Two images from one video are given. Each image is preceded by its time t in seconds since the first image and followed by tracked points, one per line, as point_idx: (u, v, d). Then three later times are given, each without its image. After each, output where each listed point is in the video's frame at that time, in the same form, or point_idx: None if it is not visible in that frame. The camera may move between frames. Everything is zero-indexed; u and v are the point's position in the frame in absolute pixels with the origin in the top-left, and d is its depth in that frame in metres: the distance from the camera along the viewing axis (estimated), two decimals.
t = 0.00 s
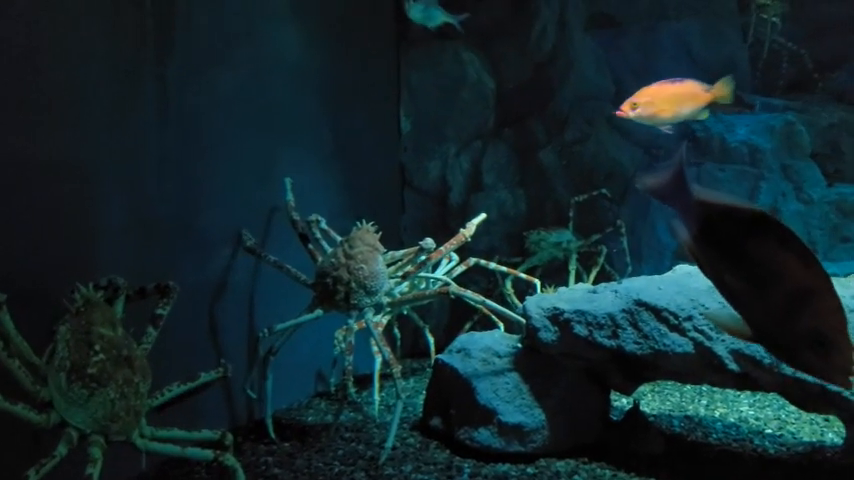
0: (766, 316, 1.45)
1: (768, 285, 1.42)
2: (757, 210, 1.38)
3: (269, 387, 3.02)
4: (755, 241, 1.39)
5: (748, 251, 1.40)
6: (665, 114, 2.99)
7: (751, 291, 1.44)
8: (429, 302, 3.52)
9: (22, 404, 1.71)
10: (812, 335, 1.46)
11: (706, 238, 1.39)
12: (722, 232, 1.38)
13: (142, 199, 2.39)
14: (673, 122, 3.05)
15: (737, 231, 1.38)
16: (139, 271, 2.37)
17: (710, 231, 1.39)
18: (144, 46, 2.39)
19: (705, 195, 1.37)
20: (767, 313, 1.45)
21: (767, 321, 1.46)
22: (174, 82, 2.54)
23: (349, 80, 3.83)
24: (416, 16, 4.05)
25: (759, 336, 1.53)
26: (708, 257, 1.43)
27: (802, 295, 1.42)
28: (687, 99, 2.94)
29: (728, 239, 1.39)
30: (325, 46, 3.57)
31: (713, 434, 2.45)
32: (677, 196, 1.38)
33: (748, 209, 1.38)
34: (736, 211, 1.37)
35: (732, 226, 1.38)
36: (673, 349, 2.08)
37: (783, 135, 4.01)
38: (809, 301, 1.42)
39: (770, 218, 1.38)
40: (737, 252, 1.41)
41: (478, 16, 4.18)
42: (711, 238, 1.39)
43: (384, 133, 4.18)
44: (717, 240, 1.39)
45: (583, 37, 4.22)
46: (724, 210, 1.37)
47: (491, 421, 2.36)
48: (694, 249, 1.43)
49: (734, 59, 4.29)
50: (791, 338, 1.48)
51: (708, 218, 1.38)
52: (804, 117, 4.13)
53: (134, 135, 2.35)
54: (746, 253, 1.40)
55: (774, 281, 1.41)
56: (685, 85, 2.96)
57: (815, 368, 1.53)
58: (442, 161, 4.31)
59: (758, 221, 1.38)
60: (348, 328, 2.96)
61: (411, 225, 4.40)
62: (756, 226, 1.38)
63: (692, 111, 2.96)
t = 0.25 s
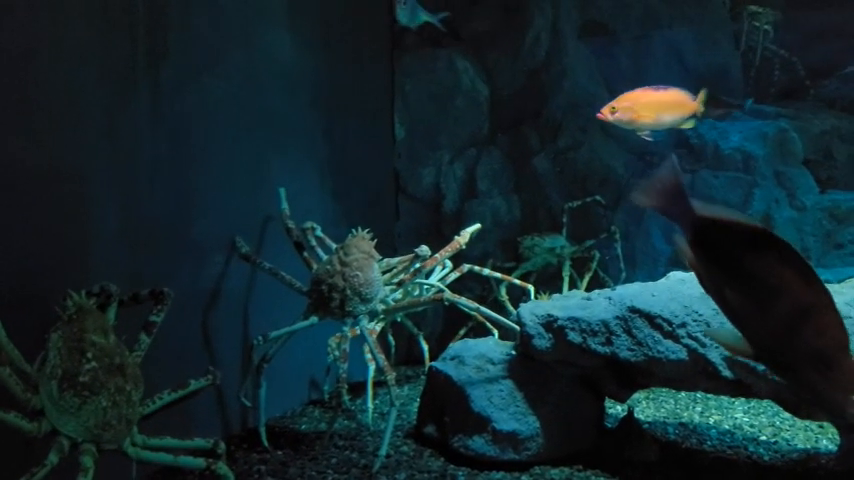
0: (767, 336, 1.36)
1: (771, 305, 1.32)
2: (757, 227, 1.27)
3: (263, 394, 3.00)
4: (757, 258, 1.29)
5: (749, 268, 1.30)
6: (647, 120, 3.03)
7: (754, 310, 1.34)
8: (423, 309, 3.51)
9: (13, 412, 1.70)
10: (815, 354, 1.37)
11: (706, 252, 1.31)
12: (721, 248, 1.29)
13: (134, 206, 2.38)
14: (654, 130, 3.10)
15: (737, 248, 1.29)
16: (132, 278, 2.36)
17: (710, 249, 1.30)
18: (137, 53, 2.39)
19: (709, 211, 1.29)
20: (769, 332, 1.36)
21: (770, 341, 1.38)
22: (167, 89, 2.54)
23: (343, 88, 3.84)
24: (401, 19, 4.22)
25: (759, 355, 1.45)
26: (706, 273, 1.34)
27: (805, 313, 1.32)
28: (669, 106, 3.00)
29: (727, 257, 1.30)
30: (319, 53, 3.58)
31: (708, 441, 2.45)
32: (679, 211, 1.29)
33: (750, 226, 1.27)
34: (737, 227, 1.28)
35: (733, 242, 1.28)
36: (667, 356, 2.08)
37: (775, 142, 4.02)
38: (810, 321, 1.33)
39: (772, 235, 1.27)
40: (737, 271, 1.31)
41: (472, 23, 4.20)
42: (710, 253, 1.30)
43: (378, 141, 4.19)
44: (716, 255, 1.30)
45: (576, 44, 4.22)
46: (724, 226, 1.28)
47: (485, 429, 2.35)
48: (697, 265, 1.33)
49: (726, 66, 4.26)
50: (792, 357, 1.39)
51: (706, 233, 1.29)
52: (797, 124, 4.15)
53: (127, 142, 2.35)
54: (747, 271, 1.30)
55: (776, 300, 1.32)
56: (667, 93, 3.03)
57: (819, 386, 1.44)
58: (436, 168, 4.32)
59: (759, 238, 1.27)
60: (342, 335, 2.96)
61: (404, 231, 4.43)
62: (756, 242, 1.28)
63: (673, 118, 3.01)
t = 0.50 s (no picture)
0: (771, 352, 1.12)
1: (775, 319, 1.09)
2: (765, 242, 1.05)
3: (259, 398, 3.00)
4: (760, 273, 1.07)
5: (751, 283, 1.08)
6: (630, 122, 3.02)
7: (755, 323, 1.11)
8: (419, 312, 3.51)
9: (8, 416, 1.69)
10: (822, 368, 1.10)
11: (704, 265, 1.10)
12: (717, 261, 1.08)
13: (130, 209, 2.37)
14: (642, 132, 3.06)
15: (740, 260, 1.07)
16: (127, 281, 2.36)
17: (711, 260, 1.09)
18: (132, 56, 2.39)
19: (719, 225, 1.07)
20: (772, 344, 1.11)
21: (772, 351, 1.12)
22: (163, 92, 2.54)
23: (339, 91, 3.84)
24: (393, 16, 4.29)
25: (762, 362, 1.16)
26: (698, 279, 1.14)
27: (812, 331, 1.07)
28: (653, 109, 2.96)
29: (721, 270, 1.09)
30: (316, 56, 3.59)
31: (703, 443, 2.45)
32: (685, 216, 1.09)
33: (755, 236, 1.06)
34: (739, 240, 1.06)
35: (734, 255, 1.07)
36: (663, 359, 2.08)
37: (771, 146, 4.06)
38: (816, 335, 1.07)
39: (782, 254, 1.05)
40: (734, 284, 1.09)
41: (468, 27, 4.21)
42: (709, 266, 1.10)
43: (374, 144, 4.20)
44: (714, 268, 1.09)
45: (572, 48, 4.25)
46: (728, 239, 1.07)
47: (482, 432, 2.35)
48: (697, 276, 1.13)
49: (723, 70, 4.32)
50: (785, 376, 1.14)
51: (707, 245, 1.08)
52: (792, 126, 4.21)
53: (122, 145, 2.34)
54: (748, 286, 1.08)
55: (781, 315, 1.08)
56: (654, 96, 2.99)
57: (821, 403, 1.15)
58: (433, 171, 4.32)
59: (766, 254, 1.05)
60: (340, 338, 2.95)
61: (402, 236, 4.41)
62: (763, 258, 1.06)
63: (659, 121, 2.97)
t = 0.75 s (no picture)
0: (768, 361, 1.15)
1: (773, 332, 1.11)
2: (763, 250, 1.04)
3: (252, 399, 2.99)
4: (753, 282, 1.07)
5: (747, 293, 1.08)
6: (612, 121, 3.04)
7: (752, 335, 1.13)
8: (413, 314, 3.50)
9: None
10: (819, 374, 1.14)
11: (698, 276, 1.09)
12: (714, 274, 1.08)
13: (122, 210, 2.36)
14: (626, 130, 3.07)
15: (734, 274, 1.07)
16: (118, 282, 2.35)
17: (702, 273, 1.09)
18: (125, 56, 2.38)
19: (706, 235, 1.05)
20: (770, 354, 1.14)
21: (770, 364, 1.16)
22: (154, 93, 2.53)
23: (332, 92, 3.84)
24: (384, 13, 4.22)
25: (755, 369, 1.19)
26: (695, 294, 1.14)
27: (811, 341, 1.10)
28: (635, 110, 2.96)
29: (721, 285, 1.09)
30: (309, 57, 3.58)
31: (695, 443, 2.47)
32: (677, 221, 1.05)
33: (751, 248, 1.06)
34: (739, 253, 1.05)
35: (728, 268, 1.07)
36: (654, 359, 2.09)
37: (763, 146, 4.09)
38: (818, 343, 1.10)
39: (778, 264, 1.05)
40: (733, 298, 1.10)
41: (462, 28, 4.21)
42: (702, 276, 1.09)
43: (368, 145, 4.20)
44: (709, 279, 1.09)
45: (566, 49, 4.25)
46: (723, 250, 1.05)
47: (474, 432, 2.36)
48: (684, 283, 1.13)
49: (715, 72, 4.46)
50: (784, 384, 1.19)
51: (699, 256, 1.07)
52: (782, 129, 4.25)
53: (114, 145, 2.33)
54: (746, 301, 1.09)
55: (779, 327, 1.10)
56: (638, 97, 2.97)
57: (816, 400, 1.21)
58: (427, 172, 4.32)
59: (766, 266, 1.06)
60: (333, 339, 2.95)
61: (394, 236, 4.44)
62: (762, 271, 1.06)
63: (641, 122, 2.97)
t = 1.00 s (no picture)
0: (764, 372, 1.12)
1: (766, 342, 1.09)
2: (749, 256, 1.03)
3: (241, 399, 2.98)
4: (743, 292, 1.06)
5: (737, 302, 1.07)
6: (590, 119, 3.06)
7: (745, 346, 1.11)
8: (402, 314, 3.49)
9: None
10: (818, 384, 1.10)
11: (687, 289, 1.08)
12: (703, 284, 1.06)
13: (108, 210, 2.35)
14: (604, 129, 3.09)
15: (723, 283, 1.06)
16: (105, 282, 2.33)
17: (690, 283, 1.07)
18: (112, 56, 2.36)
19: (691, 246, 1.05)
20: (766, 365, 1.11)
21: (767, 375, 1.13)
22: (142, 92, 2.51)
23: (322, 92, 3.83)
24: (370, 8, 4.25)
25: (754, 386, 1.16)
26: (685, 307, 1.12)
27: (806, 347, 1.07)
28: (613, 108, 2.98)
29: (710, 295, 1.08)
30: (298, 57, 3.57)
31: (683, 443, 2.48)
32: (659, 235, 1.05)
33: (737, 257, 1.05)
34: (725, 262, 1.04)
35: (716, 277, 1.06)
36: (643, 359, 2.10)
37: (750, 148, 4.12)
38: (815, 351, 1.07)
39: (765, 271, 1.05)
40: (724, 308, 1.08)
41: (452, 29, 4.21)
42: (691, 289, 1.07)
43: (358, 146, 4.19)
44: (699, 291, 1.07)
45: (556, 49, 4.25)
46: (710, 259, 1.05)
47: (464, 432, 2.36)
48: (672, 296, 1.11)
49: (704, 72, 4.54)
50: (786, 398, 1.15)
51: (685, 267, 1.06)
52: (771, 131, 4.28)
53: (101, 145, 2.32)
54: (737, 311, 1.07)
55: (772, 336, 1.08)
56: (616, 96, 2.98)
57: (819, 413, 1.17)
58: (417, 173, 4.31)
59: (754, 273, 1.05)
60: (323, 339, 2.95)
61: (384, 236, 4.44)
62: (751, 279, 1.05)
63: (617, 121, 2.98)
